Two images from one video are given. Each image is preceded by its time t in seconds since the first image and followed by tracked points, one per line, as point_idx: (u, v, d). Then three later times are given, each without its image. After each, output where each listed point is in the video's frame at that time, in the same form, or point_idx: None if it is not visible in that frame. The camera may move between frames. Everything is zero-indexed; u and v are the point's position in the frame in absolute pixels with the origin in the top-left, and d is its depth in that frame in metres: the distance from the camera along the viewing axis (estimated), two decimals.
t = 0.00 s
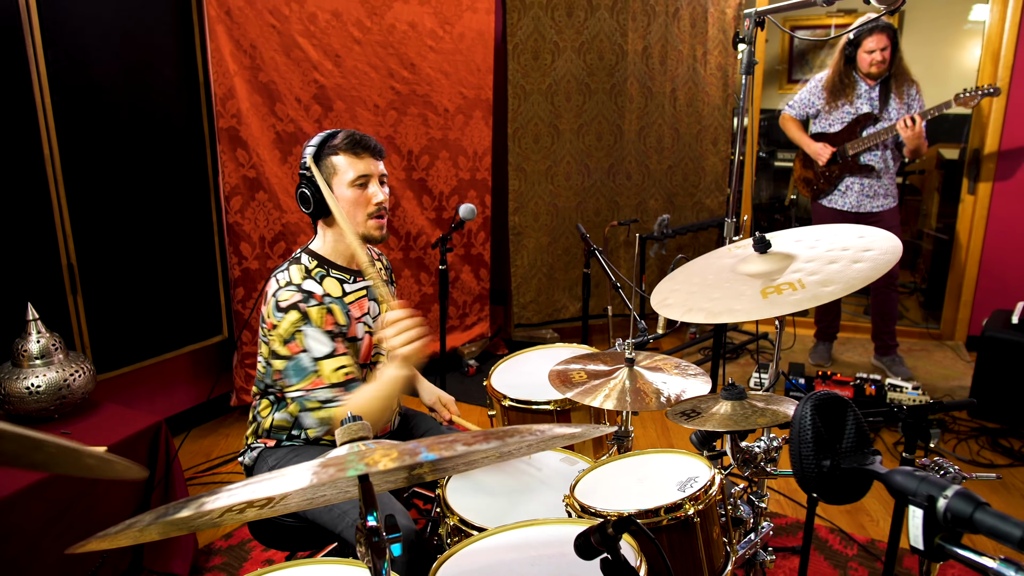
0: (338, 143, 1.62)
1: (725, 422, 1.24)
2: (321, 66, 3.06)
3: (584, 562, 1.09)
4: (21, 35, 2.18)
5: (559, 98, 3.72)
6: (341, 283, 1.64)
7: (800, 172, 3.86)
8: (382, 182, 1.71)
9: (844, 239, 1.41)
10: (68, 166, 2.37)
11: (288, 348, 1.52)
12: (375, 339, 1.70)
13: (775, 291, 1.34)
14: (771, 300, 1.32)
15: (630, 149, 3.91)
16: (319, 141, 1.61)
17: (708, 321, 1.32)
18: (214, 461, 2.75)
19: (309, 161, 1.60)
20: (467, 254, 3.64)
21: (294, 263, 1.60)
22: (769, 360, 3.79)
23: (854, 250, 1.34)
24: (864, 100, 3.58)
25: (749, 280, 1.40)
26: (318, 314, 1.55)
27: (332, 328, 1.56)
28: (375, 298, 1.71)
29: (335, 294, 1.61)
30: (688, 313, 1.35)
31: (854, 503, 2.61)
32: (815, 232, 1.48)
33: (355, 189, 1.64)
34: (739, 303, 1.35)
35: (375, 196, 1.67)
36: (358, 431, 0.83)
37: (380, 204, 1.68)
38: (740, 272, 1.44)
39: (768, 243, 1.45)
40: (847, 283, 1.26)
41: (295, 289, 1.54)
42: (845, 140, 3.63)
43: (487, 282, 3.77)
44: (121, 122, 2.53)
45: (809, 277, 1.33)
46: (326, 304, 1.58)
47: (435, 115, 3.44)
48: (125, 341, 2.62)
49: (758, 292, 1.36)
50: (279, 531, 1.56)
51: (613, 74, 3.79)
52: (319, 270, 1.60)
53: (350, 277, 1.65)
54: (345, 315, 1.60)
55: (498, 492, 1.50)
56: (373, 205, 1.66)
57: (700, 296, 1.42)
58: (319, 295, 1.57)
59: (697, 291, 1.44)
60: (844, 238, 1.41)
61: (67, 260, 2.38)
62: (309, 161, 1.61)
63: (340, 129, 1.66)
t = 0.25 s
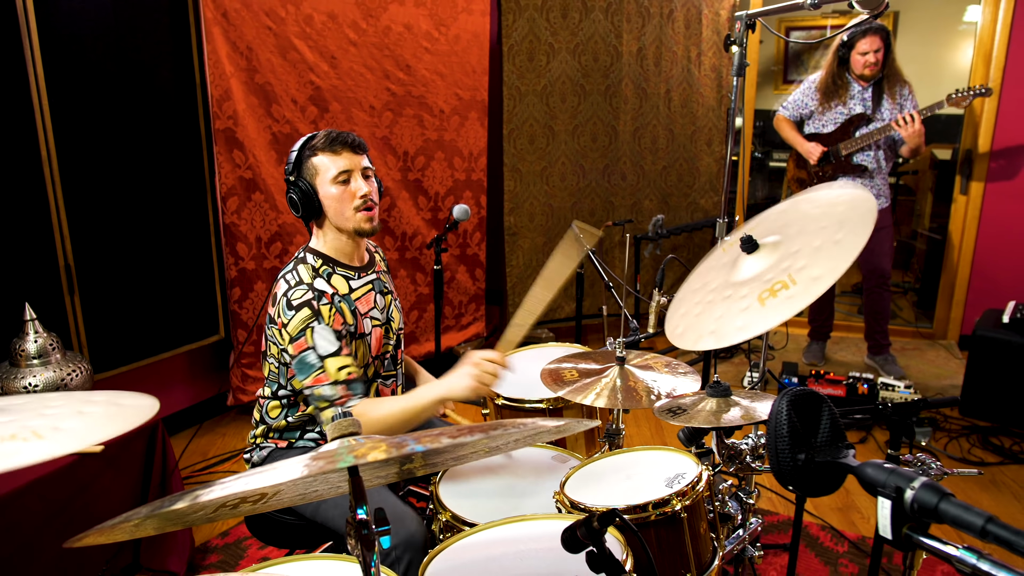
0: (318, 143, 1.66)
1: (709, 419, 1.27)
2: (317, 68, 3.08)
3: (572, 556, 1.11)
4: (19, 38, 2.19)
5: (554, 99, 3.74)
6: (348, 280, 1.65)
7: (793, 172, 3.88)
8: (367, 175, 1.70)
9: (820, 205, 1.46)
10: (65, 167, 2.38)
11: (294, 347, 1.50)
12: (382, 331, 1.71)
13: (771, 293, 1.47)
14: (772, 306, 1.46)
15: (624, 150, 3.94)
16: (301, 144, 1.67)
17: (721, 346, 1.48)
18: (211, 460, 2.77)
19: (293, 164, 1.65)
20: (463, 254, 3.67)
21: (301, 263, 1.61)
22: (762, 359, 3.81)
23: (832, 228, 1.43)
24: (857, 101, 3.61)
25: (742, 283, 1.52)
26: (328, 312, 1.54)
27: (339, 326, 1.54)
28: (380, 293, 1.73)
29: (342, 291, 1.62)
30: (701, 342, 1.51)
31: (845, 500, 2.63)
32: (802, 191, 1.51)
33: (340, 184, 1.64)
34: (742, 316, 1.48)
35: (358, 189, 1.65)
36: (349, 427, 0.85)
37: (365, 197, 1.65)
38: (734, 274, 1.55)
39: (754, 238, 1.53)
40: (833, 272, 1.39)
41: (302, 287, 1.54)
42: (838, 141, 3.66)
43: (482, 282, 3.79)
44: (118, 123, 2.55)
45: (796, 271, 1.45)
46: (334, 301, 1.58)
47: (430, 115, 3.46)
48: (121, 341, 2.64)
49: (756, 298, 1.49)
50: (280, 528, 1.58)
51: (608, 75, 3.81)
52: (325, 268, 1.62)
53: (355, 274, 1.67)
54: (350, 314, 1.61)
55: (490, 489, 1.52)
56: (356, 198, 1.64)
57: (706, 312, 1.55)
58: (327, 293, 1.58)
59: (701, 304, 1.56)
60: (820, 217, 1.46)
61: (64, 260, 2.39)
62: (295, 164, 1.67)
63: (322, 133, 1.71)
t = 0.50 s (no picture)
0: (315, 142, 1.67)
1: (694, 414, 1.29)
2: (311, 69, 3.10)
3: (559, 549, 1.14)
4: (13, 40, 2.21)
5: (547, 99, 3.76)
6: (335, 276, 1.68)
7: (785, 172, 3.91)
8: (361, 176, 1.72)
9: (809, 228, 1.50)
10: (60, 168, 2.40)
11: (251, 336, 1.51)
12: (370, 329, 1.73)
13: (746, 288, 1.39)
14: (742, 296, 1.37)
15: (617, 150, 3.96)
16: (298, 143, 1.67)
17: (684, 320, 1.33)
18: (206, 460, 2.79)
19: (290, 162, 1.66)
20: (457, 254, 3.69)
21: (289, 257, 1.63)
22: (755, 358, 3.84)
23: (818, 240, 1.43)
24: (848, 102, 3.64)
25: (720, 277, 1.46)
26: (292, 310, 1.55)
27: (300, 326, 1.55)
28: (370, 290, 1.75)
29: (327, 287, 1.64)
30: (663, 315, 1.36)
31: (834, 497, 2.66)
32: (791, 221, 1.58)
33: (333, 185, 1.66)
34: (713, 302, 1.38)
35: (351, 191, 1.67)
36: (338, 420, 0.87)
37: (358, 199, 1.67)
38: (713, 271, 1.49)
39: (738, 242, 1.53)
40: (812, 275, 1.33)
41: (281, 284, 1.56)
42: (829, 141, 3.69)
43: (476, 282, 3.81)
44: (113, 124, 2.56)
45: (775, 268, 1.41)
46: (309, 300, 1.59)
47: (424, 116, 3.48)
48: (116, 341, 2.65)
49: (730, 290, 1.40)
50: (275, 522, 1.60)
51: (601, 76, 3.84)
52: (312, 263, 1.64)
53: (343, 271, 1.69)
54: (328, 310, 1.63)
55: (479, 484, 1.54)
56: (348, 199, 1.66)
57: (676, 297, 1.44)
58: (304, 291, 1.59)
59: (672, 291, 1.47)
60: (810, 234, 1.47)
61: (58, 261, 2.40)
62: (291, 162, 1.68)
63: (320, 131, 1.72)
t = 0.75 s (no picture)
0: (310, 145, 1.69)
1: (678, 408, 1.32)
2: (305, 70, 3.12)
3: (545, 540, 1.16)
4: (8, 40, 2.22)
5: (539, 100, 3.79)
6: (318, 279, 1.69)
7: (776, 172, 3.95)
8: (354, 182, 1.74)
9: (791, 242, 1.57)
10: (55, 169, 2.41)
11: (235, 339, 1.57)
12: (351, 332, 1.75)
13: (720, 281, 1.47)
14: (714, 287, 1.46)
15: (610, 150, 3.99)
16: (291, 145, 1.69)
17: (657, 293, 1.43)
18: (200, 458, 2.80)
19: (283, 163, 1.68)
20: (450, 253, 3.71)
21: (269, 260, 1.64)
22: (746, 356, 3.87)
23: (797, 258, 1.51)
24: (837, 102, 3.67)
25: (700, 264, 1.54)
26: (273, 314, 1.59)
27: (281, 330, 1.59)
28: (353, 293, 1.77)
29: (308, 290, 1.65)
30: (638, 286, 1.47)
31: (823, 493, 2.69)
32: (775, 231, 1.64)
33: (326, 189, 1.68)
34: (687, 285, 1.47)
35: (345, 196, 1.70)
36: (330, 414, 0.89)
37: (350, 204, 1.70)
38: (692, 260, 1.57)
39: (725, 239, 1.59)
40: (785, 286, 1.41)
41: (261, 286, 1.59)
42: (819, 141, 3.73)
43: (469, 281, 3.84)
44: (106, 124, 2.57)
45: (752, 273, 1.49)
46: (289, 303, 1.62)
47: (417, 116, 3.50)
48: (110, 339, 2.66)
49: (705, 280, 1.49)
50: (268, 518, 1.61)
51: (593, 76, 3.87)
52: (293, 266, 1.66)
53: (326, 274, 1.70)
54: (308, 314, 1.64)
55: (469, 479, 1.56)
56: (341, 206, 1.68)
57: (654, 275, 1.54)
58: (284, 295, 1.61)
59: (652, 269, 1.56)
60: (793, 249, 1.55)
61: (53, 260, 2.42)
62: (285, 162, 1.69)
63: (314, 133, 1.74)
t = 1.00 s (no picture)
0: (299, 146, 1.71)
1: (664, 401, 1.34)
2: (299, 70, 3.14)
3: (532, 530, 1.18)
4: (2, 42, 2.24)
5: (533, 100, 3.81)
6: (311, 281, 1.71)
7: (768, 171, 3.98)
8: (344, 179, 1.76)
9: (776, 216, 1.55)
10: (49, 169, 2.42)
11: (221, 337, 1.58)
12: (346, 334, 1.77)
13: (714, 284, 1.44)
14: (712, 294, 1.43)
15: (603, 149, 4.01)
16: (281, 146, 1.71)
17: (659, 325, 1.41)
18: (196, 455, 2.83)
19: (274, 164, 1.70)
20: (444, 252, 3.73)
21: (265, 259, 1.67)
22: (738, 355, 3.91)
23: (783, 230, 1.48)
24: (829, 102, 3.70)
25: (693, 274, 1.51)
26: (262, 314, 1.60)
27: (270, 330, 1.60)
28: (348, 296, 1.78)
29: (301, 291, 1.68)
30: (642, 321, 1.46)
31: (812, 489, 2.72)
32: (761, 208, 1.62)
33: (317, 188, 1.70)
34: (684, 301, 1.45)
35: (335, 193, 1.72)
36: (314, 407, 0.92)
37: (341, 201, 1.72)
38: (686, 268, 1.54)
39: (711, 236, 1.56)
40: (775, 263, 1.39)
41: (250, 285, 1.61)
42: (810, 141, 3.75)
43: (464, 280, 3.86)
44: (101, 124, 2.59)
45: (742, 263, 1.46)
46: (278, 304, 1.63)
47: (411, 116, 3.52)
48: (105, 338, 2.68)
49: (700, 288, 1.46)
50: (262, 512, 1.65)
51: (586, 77, 3.89)
52: (288, 267, 1.68)
53: (320, 276, 1.73)
54: (300, 315, 1.67)
55: (460, 474, 1.58)
56: (332, 202, 1.70)
57: (655, 299, 1.52)
58: (274, 296, 1.63)
59: (652, 294, 1.54)
60: (775, 221, 1.52)
61: (48, 259, 2.43)
62: (276, 163, 1.71)
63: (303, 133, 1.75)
